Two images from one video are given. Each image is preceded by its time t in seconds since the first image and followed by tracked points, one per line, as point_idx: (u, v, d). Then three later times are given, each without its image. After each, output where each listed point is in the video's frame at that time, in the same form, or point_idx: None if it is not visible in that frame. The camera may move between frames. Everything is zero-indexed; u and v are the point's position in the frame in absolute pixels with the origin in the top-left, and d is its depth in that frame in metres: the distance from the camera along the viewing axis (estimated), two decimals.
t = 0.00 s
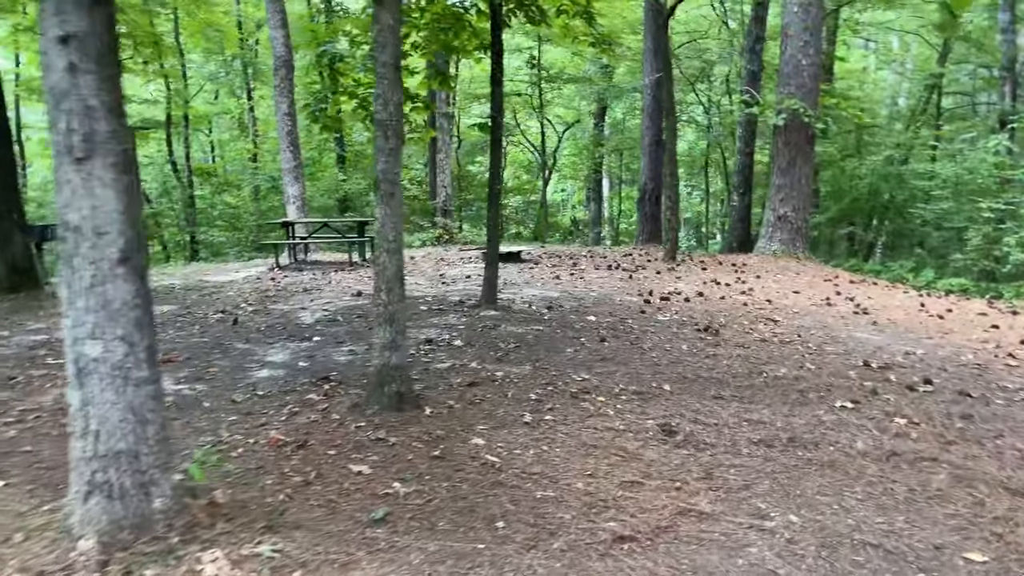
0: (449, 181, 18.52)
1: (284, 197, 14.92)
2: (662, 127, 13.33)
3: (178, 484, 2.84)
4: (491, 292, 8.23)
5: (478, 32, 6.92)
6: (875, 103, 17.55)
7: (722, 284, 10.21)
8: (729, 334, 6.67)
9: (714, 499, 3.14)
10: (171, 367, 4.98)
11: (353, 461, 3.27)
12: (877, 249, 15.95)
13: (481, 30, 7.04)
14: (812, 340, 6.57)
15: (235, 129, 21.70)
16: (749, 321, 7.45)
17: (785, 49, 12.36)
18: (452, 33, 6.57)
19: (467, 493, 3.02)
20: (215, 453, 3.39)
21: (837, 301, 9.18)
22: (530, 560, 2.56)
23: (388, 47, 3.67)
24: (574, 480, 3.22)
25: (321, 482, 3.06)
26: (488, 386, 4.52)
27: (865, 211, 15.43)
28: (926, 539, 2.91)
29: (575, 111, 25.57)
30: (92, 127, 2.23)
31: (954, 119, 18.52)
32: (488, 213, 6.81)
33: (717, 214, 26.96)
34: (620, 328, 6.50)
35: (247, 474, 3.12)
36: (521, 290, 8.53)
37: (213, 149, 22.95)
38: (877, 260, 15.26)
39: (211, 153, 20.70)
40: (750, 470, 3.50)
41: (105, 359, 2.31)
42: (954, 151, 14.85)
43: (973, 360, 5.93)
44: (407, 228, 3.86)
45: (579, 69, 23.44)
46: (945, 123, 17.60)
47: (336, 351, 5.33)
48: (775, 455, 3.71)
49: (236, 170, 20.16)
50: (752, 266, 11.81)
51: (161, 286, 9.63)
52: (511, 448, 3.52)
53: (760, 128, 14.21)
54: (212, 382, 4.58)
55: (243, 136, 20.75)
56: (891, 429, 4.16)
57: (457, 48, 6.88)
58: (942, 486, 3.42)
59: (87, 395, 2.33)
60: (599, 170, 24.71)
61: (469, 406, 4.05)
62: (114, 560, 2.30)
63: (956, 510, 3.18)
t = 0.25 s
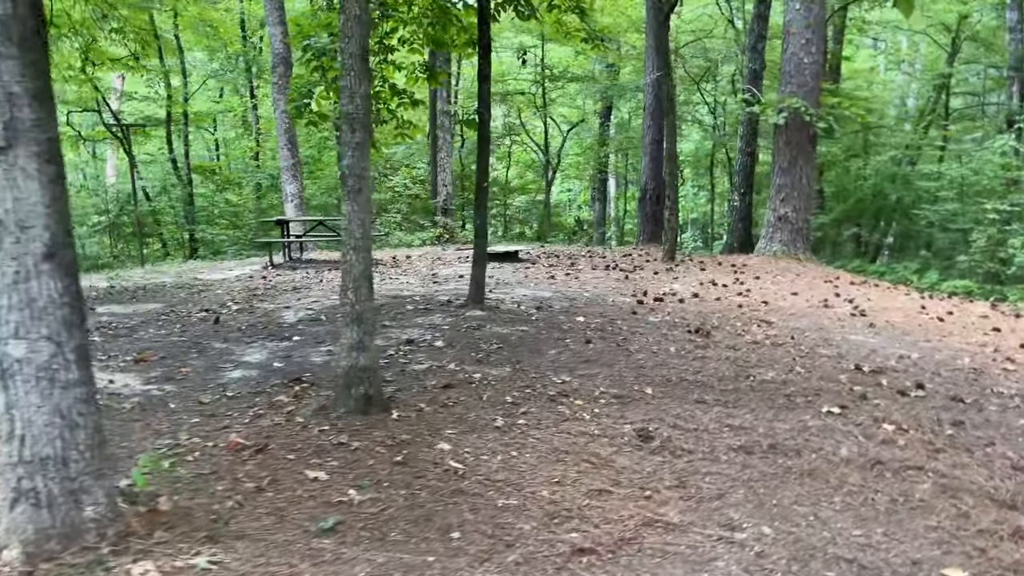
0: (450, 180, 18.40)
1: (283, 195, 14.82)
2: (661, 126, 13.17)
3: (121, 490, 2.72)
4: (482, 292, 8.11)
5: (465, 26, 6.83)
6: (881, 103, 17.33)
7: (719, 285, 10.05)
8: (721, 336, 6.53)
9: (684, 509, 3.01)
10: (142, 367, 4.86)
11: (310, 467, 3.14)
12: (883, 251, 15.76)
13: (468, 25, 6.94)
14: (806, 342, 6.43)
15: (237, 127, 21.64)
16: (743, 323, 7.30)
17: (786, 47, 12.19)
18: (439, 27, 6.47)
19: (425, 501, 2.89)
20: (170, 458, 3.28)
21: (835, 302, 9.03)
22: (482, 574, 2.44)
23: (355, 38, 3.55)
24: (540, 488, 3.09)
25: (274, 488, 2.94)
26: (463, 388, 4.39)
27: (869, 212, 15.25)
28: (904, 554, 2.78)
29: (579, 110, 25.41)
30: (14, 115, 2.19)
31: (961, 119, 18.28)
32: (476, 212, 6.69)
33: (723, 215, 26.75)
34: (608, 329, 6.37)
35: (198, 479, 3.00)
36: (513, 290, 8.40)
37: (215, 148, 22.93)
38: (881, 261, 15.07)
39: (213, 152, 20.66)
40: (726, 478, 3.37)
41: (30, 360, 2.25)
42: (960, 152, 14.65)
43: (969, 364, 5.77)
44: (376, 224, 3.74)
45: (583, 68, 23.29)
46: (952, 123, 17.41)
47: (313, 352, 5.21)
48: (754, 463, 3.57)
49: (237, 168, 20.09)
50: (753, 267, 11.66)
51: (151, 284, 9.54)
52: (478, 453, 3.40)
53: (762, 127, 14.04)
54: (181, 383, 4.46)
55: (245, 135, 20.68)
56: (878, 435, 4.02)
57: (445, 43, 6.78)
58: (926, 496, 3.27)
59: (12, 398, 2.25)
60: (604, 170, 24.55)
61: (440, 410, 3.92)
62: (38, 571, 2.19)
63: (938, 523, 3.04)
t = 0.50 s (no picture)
0: (455, 176, 18.26)
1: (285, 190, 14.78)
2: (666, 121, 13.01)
3: (60, 500, 2.62)
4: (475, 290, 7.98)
5: (456, 19, 6.76)
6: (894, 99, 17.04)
7: (721, 284, 9.89)
8: (715, 337, 6.38)
9: (651, 523, 2.88)
10: (117, 366, 4.77)
11: (266, 475, 3.03)
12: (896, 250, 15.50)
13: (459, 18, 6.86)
14: (802, 344, 6.27)
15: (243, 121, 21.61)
16: (740, 324, 7.14)
17: (794, 41, 11.98)
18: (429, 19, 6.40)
19: (379, 514, 2.77)
20: (124, 463, 3.18)
21: (837, 302, 8.86)
22: None
23: (320, 29, 3.43)
24: (502, 500, 2.97)
25: (224, 498, 2.83)
26: (439, 392, 4.27)
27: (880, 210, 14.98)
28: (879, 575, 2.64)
29: (589, 105, 25.19)
30: None
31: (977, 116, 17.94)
32: (466, 209, 6.57)
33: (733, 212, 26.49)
34: (599, 329, 6.24)
35: (147, 487, 2.90)
36: (508, 288, 8.26)
37: (223, 142, 22.93)
38: (890, 260, 14.83)
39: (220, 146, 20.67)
40: (701, 490, 3.24)
41: None
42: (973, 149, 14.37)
43: (970, 369, 5.60)
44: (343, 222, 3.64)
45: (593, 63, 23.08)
46: (966, 120, 17.09)
47: (293, 351, 5.11)
48: (732, 473, 3.43)
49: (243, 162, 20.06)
50: (757, 265, 11.48)
51: (147, 280, 9.50)
52: (443, 462, 3.27)
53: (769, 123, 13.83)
54: (153, 384, 4.37)
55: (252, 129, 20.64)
56: (865, 445, 3.87)
57: (436, 35, 6.73)
58: (909, 511, 3.13)
59: None
60: (614, 166, 24.32)
61: (411, 415, 3.80)
62: None
63: (920, 540, 2.89)
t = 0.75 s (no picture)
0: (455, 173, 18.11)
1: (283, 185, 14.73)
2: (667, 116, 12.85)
3: None
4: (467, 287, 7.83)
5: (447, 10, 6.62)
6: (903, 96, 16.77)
7: (719, 282, 9.73)
8: (708, 337, 6.23)
9: (621, 534, 2.75)
10: (88, 363, 4.66)
11: (221, 480, 2.91)
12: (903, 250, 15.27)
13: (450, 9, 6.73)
14: (797, 345, 6.11)
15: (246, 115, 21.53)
16: (736, 323, 6.97)
17: (797, 36, 11.80)
18: (418, 9, 6.27)
19: (334, 522, 2.65)
20: (75, 466, 3.06)
21: (837, 302, 8.69)
22: None
23: (286, 15, 3.29)
24: (466, 508, 2.84)
25: (174, 504, 2.70)
26: (415, 393, 4.13)
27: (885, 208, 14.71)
28: None
29: (594, 101, 24.98)
30: None
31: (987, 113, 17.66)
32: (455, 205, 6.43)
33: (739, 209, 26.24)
34: (589, 328, 6.09)
35: (96, 492, 2.78)
36: (500, 286, 8.11)
37: (226, 135, 22.86)
38: (895, 259, 14.62)
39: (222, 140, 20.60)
40: (677, 498, 3.10)
41: None
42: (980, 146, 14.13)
43: (968, 372, 5.44)
44: (311, 215, 3.52)
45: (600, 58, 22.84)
46: (975, 118, 16.82)
47: (270, 350, 4.99)
48: (712, 480, 3.30)
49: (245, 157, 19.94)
50: (758, 263, 11.33)
51: (137, 275, 9.39)
52: (409, 467, 3.14)
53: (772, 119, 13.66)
54: (121, 382, 4.25)
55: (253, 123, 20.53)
56: (854, 451, 3.73)
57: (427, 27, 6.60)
58: (894, 523, 2.99)
59: None
60: (619, 162, 24.09)
61: (382, 417, 3.67)
62: None
63: (904, 554, 2.75)
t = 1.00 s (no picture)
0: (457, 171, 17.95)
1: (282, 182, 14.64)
2: (670, 116, 12.68)
3: None
4: (458, 288, 7.66)
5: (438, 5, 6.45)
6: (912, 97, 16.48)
7: (719, 284, 9.54)
8: (702, 342, 6.05)
9: (589, 558, 2.59)
10: (57, 365, 4.53)
11: (169, 493, 2.77)
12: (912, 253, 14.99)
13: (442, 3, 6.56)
14: (793, 352, 5.93)
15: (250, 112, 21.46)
16: (732, 328, 6.78)
17: (801, 35, 11.59)
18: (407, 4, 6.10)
19: (281, 542, 2.50)
20: (20, 476, 2.92)
21: (839, 306, 8.49)
22: None
23: (248, 4, 3.14)
24: (425, 527, 2.68)
25: (114, 520, 2.56)
26: (388, 400, 3.98)
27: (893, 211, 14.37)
28: None
29: (600, 100, 24.75)
30: None
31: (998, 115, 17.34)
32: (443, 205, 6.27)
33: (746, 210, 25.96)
34: (578, 333, 5.92)
35: (35, 507, 2.64)
36: (493, 287, 7.94)
37: (230, 133, 22.78)
38: (902, 262, 14.37)
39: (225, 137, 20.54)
40: (653, 517, 2.94)
41: None
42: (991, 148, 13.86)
43: (970, 382, 5.24)
44: (275, 215, 3.37)
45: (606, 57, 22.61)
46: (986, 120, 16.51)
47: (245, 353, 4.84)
48: (692, 497, 3.13)
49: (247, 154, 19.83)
50: (760, 265, 11.13)
51: (128, 273, 9.28)
52: (370, 481, 2.99)
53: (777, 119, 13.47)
54: (87, 385, 4.12)
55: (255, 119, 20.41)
56: (844, 466, 3.56)
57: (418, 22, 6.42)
58: (881, 546, 2.82)
59: None
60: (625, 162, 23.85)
61: (350, 426, 3.52)
62: None
63: None
